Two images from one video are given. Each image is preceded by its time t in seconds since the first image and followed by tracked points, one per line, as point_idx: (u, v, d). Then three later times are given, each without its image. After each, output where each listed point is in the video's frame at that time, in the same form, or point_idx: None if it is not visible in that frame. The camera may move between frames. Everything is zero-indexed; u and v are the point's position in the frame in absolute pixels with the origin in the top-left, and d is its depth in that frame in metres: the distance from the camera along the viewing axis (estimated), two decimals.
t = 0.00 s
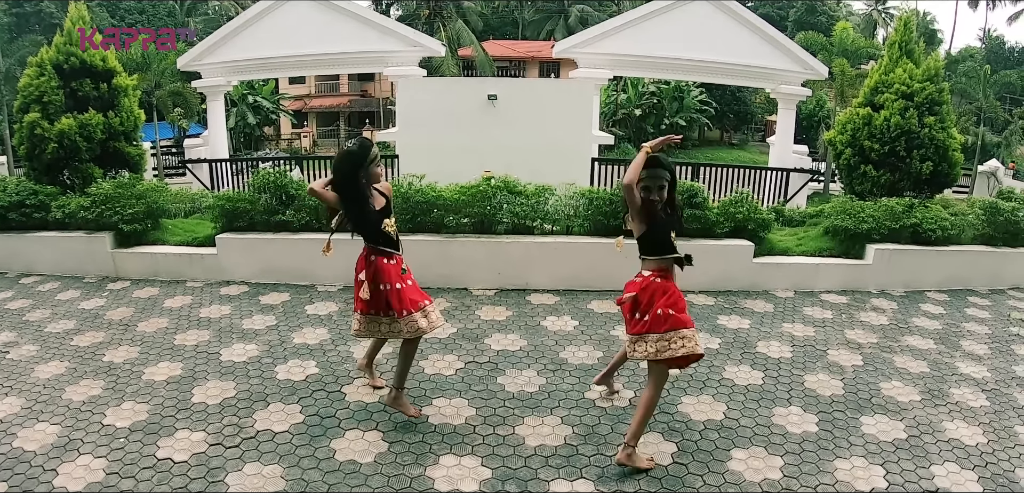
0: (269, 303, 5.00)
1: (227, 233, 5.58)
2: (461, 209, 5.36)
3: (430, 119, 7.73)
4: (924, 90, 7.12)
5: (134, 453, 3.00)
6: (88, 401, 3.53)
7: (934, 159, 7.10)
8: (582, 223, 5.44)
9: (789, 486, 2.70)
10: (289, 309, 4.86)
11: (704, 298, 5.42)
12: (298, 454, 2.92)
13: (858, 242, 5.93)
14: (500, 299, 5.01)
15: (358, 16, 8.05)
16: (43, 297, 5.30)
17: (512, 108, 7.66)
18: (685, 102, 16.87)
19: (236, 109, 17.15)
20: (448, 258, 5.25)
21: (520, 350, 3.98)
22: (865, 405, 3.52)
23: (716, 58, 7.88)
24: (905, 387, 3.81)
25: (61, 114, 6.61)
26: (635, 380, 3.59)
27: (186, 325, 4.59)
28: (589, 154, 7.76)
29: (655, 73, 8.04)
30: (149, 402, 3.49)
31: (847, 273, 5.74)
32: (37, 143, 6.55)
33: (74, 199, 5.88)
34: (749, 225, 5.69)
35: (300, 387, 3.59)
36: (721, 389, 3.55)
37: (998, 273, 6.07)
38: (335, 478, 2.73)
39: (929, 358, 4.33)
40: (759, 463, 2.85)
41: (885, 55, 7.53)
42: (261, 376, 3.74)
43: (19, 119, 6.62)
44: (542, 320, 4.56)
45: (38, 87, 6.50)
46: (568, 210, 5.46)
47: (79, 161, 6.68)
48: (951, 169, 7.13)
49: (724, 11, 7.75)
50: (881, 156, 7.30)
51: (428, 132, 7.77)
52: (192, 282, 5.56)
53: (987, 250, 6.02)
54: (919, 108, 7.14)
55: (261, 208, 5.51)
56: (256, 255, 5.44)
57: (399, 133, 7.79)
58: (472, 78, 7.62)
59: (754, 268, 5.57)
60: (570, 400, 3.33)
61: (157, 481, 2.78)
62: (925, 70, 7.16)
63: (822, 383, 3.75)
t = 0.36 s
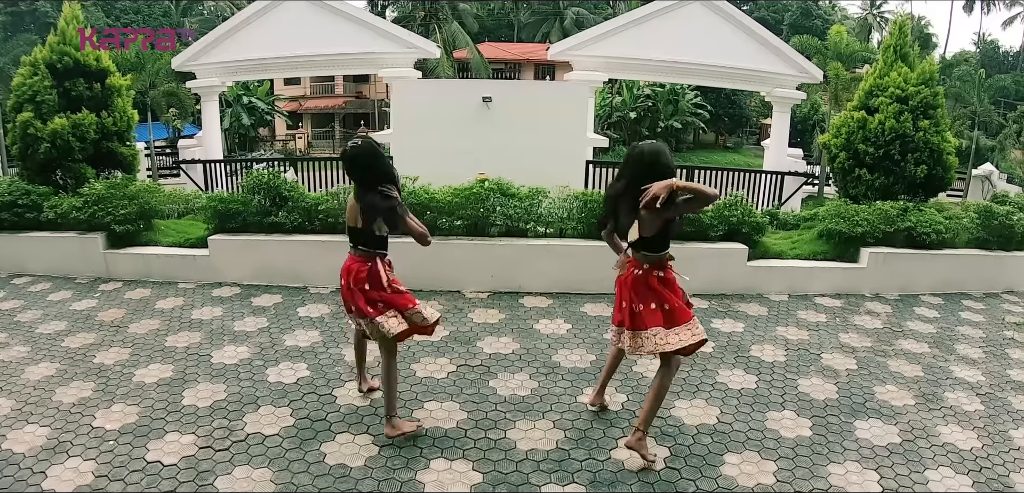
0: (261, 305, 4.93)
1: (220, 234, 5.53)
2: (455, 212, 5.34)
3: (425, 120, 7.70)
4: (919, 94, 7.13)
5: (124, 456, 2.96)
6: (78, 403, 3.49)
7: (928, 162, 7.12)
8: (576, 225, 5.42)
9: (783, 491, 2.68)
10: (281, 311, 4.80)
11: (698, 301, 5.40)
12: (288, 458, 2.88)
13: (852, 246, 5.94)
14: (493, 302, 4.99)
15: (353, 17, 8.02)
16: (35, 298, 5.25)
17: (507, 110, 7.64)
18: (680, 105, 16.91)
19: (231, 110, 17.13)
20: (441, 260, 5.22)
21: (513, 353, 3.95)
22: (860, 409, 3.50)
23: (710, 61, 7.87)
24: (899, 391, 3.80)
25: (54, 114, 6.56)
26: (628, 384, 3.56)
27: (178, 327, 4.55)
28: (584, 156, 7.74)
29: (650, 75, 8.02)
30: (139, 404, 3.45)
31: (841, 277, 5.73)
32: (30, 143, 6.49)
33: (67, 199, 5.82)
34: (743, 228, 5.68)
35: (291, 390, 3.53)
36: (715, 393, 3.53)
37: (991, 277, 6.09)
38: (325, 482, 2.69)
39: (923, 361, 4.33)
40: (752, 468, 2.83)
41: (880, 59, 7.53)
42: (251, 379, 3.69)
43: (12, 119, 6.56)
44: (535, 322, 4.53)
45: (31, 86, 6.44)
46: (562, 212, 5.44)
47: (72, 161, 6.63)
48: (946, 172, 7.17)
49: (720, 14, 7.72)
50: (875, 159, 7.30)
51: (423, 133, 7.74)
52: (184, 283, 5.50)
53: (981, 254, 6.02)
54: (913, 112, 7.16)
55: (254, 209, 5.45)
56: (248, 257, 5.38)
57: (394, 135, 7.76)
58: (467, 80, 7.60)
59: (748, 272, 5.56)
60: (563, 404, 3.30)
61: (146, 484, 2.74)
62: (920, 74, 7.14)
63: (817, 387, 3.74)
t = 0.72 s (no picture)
0: (254, 303, 4.85)
1: (213, 232, 5.45)
2: (450, 210, 5.29)
3: (421, 118, 7.65)
4: (916, 93, 7.11)
5: (114, 457, 2.92)
6: (69, 403, 3.44)
7: (926, 162, 7.08)
8: (572, 224, 5.38)
9: None
10: (274, 310, 4.72)
11: (695, 300, 5.37)
12: (278, 460, 2.83)
13: (850, 245, 5.91)
14: (488, 301, 4.94)
15: (348, 14, 7.97)
16: (27, 296, 5.19)
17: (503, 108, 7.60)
18: (676, 103, 16.91)
19: (227, 107, 17.16)
20: (436, 259, 5.17)
21: (507, 353, 3.91)
22: (857, 410, 3.47)
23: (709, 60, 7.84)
24: (897, 392, 3.77)
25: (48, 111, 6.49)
26: (624, 384, 3.51)
27: (170, 325, 4.48)
28: (580, 154, 7.70)
29: (648, 74, 8.01)
30: (130, 405, 3.40)
31: (838, 277, 5.71)
32: (24, 140, 6.42)
33: (60, 197, 5.76)
34: (740, 227, 5.64)
35: (283, 390, 3.46)
36: (711, 394, 3.49)
37: (988, 277, 6.07)
38: (316, 484, 2.64)
39: (921, 362, 4.30)
40: (749, 471, 2.79)
41: (878, 58, 7.51)
42: (243, 379, 3.62)
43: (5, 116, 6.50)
44: (530, 322, 4.49)
45: (25, 83, 6.39)
46: (558, 210, 5.39)
47: (66, 158, 6.57)
48: (943, 172, 7.12)
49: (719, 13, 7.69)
50: (873, 158, 7.28)
51: (419, 131, 7.69)
52: (177, 282, 5.43)
53: (979, 254, 6.00)
54: (911, 111, 7.14)
55: (247, 207, 5.38)
56: (241, 255, 5.30)
57: (389, 132, 7.71)
58: (464, 77, 7.55)
59: (744, 271, 5.53)
60: (557, 406, 3.26)
61: (136, 486, 2.69)
62: (918, 73, 7.13)
63: (814, 388, 3.70)
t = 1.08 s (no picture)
0: (248, 298, 4.79)
1: (207, 226, 5.38)
2: (447, 204, 5.22)
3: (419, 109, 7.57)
4: (919, 87, 7.04)
5: (104, 457, 2.87)
6: (60, 402, 3.39)
7: (928, 157, 7.04)
8: (570, 219, 5.31)
9: None
10: (268, 305, 4.65)
11: (694, 296, 5.31)
12: (270, 460, 2.78)
13: (851, 241, 5.85)
14: (485, 296, 4.89)
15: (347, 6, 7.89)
16: (21, 291, 5.13)
17: (502, 100, 7.52)
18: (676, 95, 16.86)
19: (225, 98, 17.15)
20: (432, 254, 5.11)
21: (503, 350, 3.85)
22: (858, 411, 3.42)
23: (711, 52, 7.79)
24: (898, 392, 3.72)
25: (42, 104, 6.42)
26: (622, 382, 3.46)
27: (163, 321, 4.43)
28: (580, 147, 7.62)
29: (649, 65, 7.97)
30: (122, 403, 3.35)
31: (839, 273, 5.65)
32: (17, 133, 6.35)
33: (53, 191, 5.68)
34: (740, 222, 5.57)
35: (276, 388, 3.40)
36: (711, 393, 3.44)
37: (990, 274, 6.01)
38: (308, 486, 2.59)
39: (923, 361, 4.25)
40: (748, 473, 2.75)
41: (880, 51, 7.44)
42: (236, 376, 3.56)
43: None
44: (527, 318, 4.43)
45: (18, 76, 6.30)
46: (556, 204, 5.33)
47: (60, 151, 6.50)
48: (945, 167, 7.09)
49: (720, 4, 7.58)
50: (875, 153, 7.22)
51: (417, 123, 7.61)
52: (171, 276, 5.37)
53: (981, 250, 5.94)
54: (913, 105, 7.06)
55: (242, 200, 5.30)
56: (236, 249, 5.23)
57: (387, 124, 7.63)
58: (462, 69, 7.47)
59: (744, 267, 5.47)
60: (554, 404, 3.21)
61: (126, 488, 2.64)
62: (921, 67, 7.10)
63: (815, 387, 3.65)
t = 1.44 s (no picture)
0: (243, 294, 4.71)
1: (202, 220, 5.30)
2: (445, 199, 5.15)
3: (418, 100, 7.48)
4: (925, 83, 6.93)
5: (93, 460, 2.80)
6: (51, 402, 3.32)
7: (933, 154, 6.93)
8: (570, 214, 5.23)
9: None
10: (263, 301, 4.58)
11: (695, 293, 5.23)
12: (262, 464, 2.71)
13: (855, 238, 5.78)
14: (483, 293, 4.81)
15: None
16: (14, 286, 5.06)
17: (502, 91, 7.43)
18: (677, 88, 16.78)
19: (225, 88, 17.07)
20: (430, 249, 5.04)
21: (501, 349, 3.78)
22: (862, 415, 3.38)
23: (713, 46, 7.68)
24: (903, 396, 3.68)
25: (36, 96, 6.32)
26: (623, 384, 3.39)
27: (157, 318, 4.35)
28: (580, 140, 7.52)
29: (649, 56, 7.95)
30: (113, 403, 3.29)
31: (842, 271, 5.59)
32: (11, 126, 6.26)
33: (47, 185, 5.59)
34: (743, 219, 5.49)
35: (269, 388, 3.33)
36: (712, 396, 3.37)
37: (995, 273, 5.93)
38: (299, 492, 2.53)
39: (927, 363, 4.20)
40: (750, 480, 2.68)
41: (886, 46, 7.37)
42: (229, 375, 3.50)
43: None
44: (526, 316, 4.36)
45: (12, 68, 6.19)
46: (556, 199, 5.24)
47: (55, 144, 6.43)
48: (951, 164, 6.98)
49: None
50: (879, 149, 7.13)
51: (416, 116, 7.53)
52: (166, 271, 5.29)
53: (986, 249, 5.87)
54: (919, 101, 6.97)
55: (237, 194, 5.23)
56: (231, 243, 5.16)
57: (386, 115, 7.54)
58: (462, 60, 7.39)
59: (746, 264, 5.39)
60: (552, 407, 3.14)
61: (114, 492, 2.58)
62: (927, 63, 6.97)
63: (818, 390, 3.60)
